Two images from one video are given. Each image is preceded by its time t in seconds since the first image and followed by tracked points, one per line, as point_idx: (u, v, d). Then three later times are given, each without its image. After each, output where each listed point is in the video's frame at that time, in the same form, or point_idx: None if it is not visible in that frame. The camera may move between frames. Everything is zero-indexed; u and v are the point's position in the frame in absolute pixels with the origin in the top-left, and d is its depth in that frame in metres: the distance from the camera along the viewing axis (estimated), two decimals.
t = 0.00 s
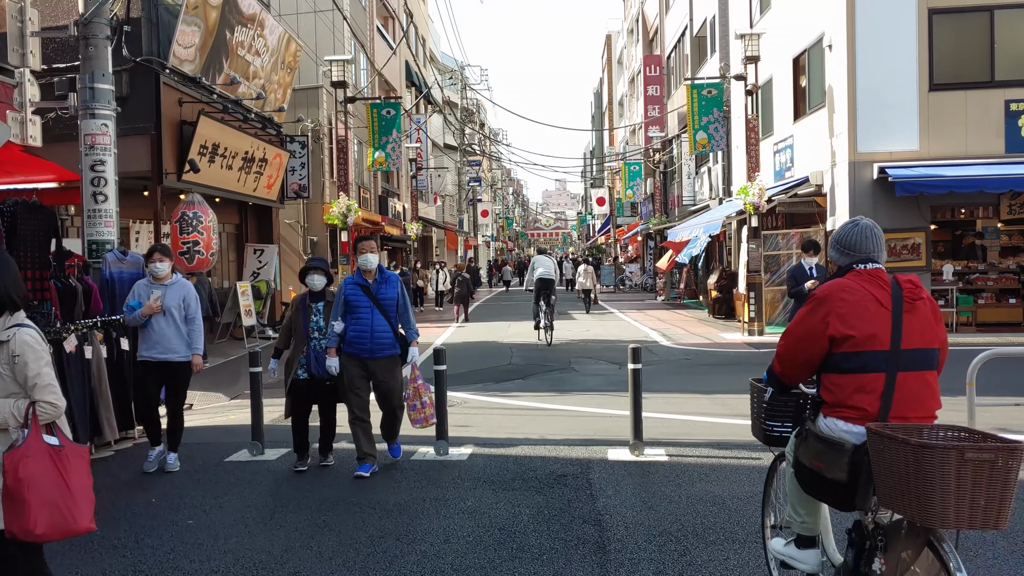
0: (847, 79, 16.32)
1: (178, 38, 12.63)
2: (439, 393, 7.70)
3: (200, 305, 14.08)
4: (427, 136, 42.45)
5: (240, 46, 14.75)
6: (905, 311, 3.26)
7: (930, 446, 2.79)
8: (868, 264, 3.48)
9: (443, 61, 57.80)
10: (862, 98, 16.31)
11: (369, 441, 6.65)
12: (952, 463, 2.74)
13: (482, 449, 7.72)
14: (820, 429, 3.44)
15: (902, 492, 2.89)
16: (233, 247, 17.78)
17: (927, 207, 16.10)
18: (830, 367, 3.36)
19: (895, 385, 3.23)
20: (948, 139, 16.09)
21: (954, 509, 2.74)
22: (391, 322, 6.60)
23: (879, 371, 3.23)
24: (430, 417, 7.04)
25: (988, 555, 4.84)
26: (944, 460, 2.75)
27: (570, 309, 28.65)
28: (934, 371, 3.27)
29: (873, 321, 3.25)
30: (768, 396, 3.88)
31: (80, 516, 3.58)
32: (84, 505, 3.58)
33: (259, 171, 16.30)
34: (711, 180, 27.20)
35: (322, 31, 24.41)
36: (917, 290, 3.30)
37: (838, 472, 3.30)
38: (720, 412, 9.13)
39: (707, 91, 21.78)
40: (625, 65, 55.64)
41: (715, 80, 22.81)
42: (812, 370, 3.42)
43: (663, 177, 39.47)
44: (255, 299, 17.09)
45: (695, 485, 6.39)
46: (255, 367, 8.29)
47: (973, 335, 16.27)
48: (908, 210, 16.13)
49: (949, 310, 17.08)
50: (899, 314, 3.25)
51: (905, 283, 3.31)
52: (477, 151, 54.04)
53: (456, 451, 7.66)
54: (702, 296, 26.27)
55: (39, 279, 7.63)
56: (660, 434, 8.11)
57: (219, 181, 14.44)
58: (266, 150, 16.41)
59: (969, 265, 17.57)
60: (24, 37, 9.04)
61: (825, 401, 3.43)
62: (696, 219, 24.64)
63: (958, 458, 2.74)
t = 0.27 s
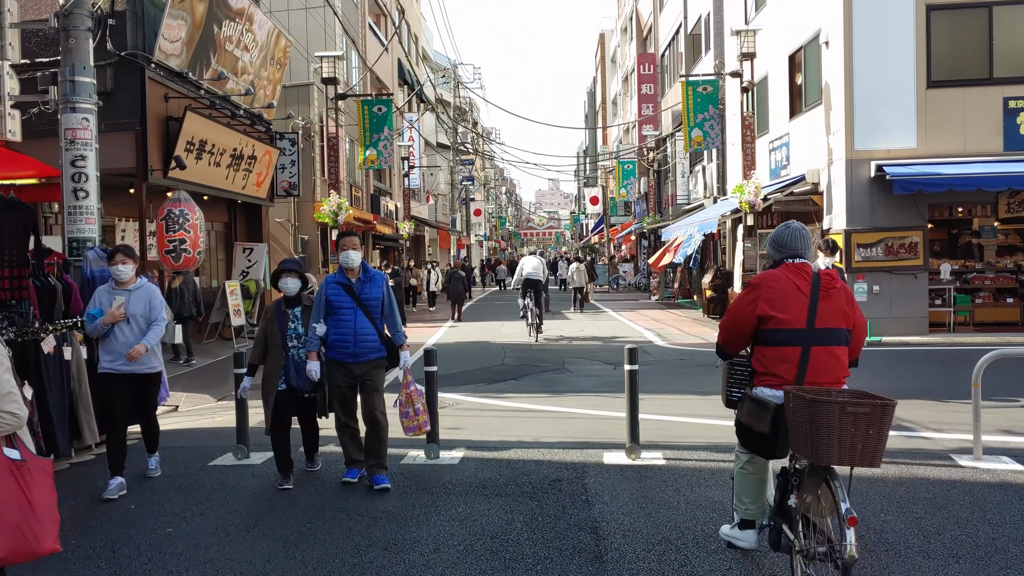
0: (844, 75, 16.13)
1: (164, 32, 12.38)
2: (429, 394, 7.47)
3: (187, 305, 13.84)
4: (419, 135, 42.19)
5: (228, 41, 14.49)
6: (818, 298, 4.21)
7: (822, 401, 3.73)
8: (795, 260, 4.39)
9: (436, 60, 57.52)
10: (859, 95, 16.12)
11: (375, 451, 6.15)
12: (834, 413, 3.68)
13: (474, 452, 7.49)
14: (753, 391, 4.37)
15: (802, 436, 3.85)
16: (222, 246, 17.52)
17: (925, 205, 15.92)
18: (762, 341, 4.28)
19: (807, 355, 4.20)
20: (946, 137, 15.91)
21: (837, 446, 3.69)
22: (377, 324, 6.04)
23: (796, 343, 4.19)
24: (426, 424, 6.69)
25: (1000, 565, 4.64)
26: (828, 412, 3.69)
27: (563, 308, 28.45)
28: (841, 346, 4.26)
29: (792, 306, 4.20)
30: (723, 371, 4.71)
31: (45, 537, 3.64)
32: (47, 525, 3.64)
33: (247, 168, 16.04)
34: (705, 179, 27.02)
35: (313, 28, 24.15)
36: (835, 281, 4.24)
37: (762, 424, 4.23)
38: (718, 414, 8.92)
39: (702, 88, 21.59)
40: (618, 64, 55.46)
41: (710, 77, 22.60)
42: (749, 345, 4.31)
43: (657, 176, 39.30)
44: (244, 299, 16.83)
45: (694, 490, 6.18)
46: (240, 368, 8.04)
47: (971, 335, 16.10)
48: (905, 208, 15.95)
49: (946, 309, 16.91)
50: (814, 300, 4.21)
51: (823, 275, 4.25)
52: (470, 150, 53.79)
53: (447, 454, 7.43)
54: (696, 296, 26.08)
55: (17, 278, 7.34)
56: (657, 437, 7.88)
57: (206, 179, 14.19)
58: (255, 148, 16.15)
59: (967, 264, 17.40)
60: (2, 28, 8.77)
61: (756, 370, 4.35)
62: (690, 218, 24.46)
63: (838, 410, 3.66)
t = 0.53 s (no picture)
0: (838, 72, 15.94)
1: (146, 25, 12.11)
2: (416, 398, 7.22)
3: (170, 305, 13.56)
4: (409, 134, 41.86)
5: (213, 35, 14.22)
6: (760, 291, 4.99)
7: (748, 370, 4.48)
8: (744, 257, 5.20)
9: (426, 58, 57.17)
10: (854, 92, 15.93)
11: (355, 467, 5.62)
12: (759, 383, 4.43)
13: (462, 457, 7.25)
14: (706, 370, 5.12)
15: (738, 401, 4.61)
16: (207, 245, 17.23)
17: (919, 204, 15.74)
18: (712, 325, 5.02)
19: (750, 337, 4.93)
20: (941, 135, 15.74)
21: (762, 409, 4.44)
22: (364, 329, 5.64)
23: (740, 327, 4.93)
24: (406, 441, 6.42)
25: None
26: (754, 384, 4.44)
27: (554, 309, 28.21)
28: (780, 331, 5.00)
29: (738, 297, 4.97)
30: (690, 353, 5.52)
31: None
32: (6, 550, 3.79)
33: (233, 165, 15.76)
34: (697, 178, 26.83)
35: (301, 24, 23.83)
36: (775, 276, 5.01)
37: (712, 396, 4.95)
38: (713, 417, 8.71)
39: (694, 85, 21.37)
40: (609, 63, 55.22)
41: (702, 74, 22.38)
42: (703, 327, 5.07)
43: (648, 175, 39.07)
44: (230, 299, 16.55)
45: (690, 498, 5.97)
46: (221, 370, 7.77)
47: (965, 335, 15.94)
48: (899, 207, 15.77)
49: (941, 309, 16.76)
50: (757, 290, 4.98)
51: (764, 270, 5.04)
52: (460, 150, 53.47)
53: (435, 459, 7.19)
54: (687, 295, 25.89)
55: None
56: (649, 441, 7.67)
57: (189, 176, 13.93)
58: (241, 145, 15.87)
59: (961, 263, 17.24)
60: None
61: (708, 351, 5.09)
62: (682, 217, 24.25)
63: (763, 377, 4.43)
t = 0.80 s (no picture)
0: (831, 71, 15.79)
1: (128, 21, 11.87)
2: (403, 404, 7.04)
3: (154, 306, 13.35)
4: (399, 132, 41.64)
5: (197, 32, 13.98)
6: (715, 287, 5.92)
7: (703, 353, 5.34)
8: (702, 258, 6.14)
9: (416, 56, 56.88)
10: (847, 91, 15.78)
11: (310, 482, 5.30)
12: (709, 364, 5.30)
13: (450, 464, 7.07)
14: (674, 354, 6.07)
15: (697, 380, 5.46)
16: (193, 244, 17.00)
17: (913, 204, 15.63)
18: (676, 317, 5.97)
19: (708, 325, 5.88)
20: (935, 133, 15.62)
21: (715, 386, 5.29)
22: (347, 334, 5.32)
23: (701, 319, 5.87)
24: (384, 459, 5.59)
25: None
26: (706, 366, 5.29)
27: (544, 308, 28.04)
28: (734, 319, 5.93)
29: (696, 292, 5.91)
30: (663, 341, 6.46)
31: None
32: None
33: (218, 164, 15.52)
34: (688, 176, 26.70)
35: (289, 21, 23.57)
36: (729, 274, 5.93)
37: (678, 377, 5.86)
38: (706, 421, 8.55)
39: (686, 83, 21.21)
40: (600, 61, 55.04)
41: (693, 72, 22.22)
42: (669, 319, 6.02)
43: (639, 173, 38.93)
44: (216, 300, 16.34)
45: (684, 508, 5.80)
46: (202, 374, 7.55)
47: (959, 335, 15.84)
48: (892, 207, 15.66)
49: (934, 309, 16.65)
50: (712, 286, 5.92)
51: (719, 269, 5.97)
52: (450, 148, 53.23)
53: (422, 467, 7.01)
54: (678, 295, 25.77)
55: None
56: (642, 446, 7.50)
57: (173, 175, 13.72)
58: (227, 143, 15.64)
59: (954, 263, 17.13)
60: None
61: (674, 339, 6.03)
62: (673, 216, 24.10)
63: (713, 360, 5.30)
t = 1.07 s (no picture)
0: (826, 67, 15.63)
1: (111, 15, 11.61)
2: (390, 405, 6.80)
3: (138, 305, 13.10)
4: (390, 131, 41.38)
5: (183, 26, 13.72)
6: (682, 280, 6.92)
7: (674, 338, 6.21)
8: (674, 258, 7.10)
9: (407, 55, 56.65)
10: (842, 87, 15.62)
11: (294, 512, 4.63)
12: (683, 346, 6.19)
13: (440, 469, 6.85)
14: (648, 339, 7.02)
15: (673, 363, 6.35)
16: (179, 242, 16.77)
17: (908, 202, 15.49)
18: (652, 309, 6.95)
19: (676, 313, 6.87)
20: (930, 131, 15.48)
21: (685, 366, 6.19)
22: (323, 344, 4.76)
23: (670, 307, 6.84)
24: (365, 480, 5.15)
25: None
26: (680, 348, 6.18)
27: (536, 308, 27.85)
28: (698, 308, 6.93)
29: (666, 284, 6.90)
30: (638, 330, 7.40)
31: None
32: None
33: (204, 161, 15.26)
34: (680, 175, 26.54)
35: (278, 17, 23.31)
36: (695, 269, 6.89)
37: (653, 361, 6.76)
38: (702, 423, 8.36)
39: (679, 80, 20.98)
40: (591, 59, 54.86)
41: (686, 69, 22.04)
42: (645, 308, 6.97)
43: (631, 172, 38.76)
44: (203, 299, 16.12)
45: (681, 514, 5.60)
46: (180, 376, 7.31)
47: (954, 335, 15.70)
48: (887, 205, 15.51)
49: (929, 308, 16.51)
50: (680, 282, 6.91)
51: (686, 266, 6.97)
52: (441, 147, 53.04)
53: (411, 471, 6.79)
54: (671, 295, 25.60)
55: None
56: (636, 449, 7.29)
57: (158, 172, 13.48)
58: (213, 140, 15.39)
59: (949, 261, 16.98)
60: None
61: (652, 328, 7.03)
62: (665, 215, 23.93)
63: (684, 344, 6.20)
